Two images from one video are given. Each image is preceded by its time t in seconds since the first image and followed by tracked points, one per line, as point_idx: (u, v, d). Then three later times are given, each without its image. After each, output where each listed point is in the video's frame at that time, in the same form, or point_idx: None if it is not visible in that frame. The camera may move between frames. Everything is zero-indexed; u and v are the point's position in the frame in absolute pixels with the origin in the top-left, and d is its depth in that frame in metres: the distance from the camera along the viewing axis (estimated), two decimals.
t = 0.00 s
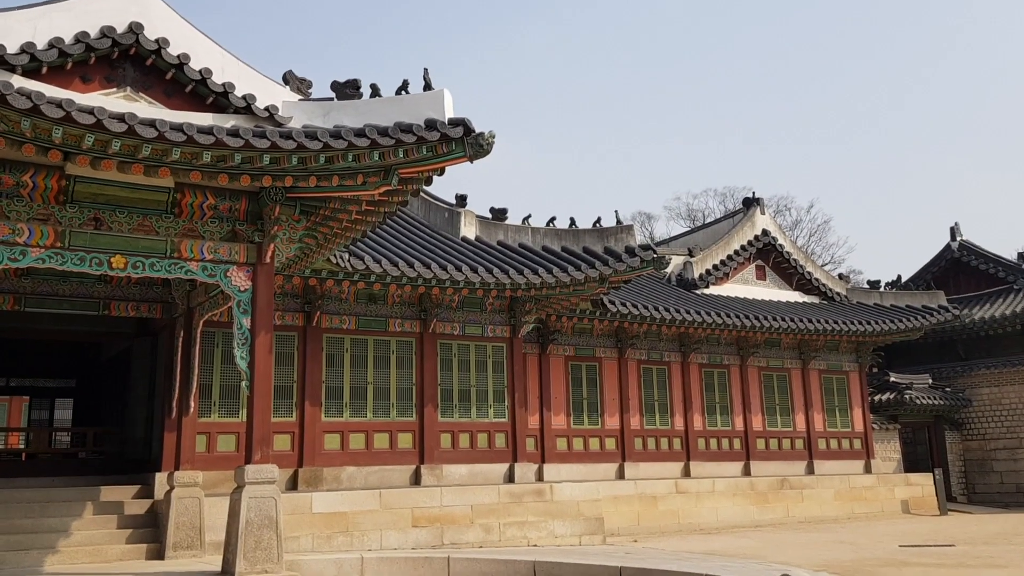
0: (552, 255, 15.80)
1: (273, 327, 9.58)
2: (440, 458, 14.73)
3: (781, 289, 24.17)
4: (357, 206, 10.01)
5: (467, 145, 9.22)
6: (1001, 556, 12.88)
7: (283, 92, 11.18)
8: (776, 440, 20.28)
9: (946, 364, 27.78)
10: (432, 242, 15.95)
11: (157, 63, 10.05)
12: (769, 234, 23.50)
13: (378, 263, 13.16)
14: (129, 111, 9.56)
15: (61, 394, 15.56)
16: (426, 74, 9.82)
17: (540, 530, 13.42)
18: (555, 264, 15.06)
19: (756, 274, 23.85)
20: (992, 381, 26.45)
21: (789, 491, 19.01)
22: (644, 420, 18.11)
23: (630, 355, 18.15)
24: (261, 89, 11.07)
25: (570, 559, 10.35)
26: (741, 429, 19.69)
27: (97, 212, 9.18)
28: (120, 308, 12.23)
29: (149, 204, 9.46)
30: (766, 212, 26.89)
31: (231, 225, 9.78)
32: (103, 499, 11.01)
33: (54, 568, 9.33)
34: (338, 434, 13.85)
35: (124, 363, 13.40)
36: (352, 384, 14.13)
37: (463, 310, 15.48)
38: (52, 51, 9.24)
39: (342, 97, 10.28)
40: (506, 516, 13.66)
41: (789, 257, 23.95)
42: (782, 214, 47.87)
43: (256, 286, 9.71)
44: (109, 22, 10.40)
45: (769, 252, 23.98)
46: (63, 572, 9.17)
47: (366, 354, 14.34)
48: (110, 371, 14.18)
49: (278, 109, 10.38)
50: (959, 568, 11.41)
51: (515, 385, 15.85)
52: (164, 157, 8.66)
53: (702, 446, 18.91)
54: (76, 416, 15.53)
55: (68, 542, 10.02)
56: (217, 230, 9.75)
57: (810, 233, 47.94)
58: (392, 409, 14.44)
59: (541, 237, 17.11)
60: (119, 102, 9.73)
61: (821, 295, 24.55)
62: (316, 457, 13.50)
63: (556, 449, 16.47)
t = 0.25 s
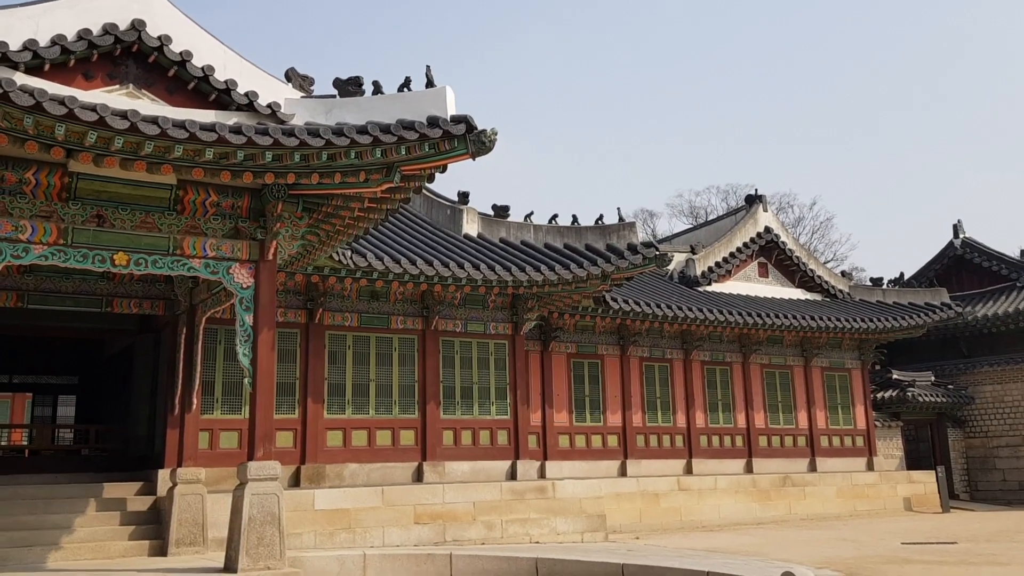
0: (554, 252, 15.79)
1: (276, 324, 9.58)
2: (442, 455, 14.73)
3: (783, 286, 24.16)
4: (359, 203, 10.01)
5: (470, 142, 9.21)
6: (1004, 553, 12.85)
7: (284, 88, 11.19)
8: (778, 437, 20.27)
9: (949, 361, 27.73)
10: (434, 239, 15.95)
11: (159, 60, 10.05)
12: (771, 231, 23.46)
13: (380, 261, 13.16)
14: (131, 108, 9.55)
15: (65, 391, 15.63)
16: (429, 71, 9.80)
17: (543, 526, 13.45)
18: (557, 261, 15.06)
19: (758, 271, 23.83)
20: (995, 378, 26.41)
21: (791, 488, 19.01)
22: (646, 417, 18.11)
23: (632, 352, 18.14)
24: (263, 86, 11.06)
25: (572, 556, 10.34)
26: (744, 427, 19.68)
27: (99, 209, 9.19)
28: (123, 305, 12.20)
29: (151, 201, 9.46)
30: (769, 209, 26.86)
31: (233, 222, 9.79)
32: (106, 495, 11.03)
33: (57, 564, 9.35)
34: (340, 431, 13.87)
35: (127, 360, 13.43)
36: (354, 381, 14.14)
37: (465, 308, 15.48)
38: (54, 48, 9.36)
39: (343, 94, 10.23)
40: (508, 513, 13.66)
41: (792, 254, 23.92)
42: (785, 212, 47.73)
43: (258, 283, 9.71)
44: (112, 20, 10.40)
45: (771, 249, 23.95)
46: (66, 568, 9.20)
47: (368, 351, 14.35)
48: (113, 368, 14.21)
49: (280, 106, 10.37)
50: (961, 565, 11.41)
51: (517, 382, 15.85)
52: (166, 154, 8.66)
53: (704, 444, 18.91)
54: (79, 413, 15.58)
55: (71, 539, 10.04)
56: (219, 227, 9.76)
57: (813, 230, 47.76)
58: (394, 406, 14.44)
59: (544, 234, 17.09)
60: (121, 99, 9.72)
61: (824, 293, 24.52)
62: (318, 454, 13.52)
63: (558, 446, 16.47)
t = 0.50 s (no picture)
0: (557, 251, 15.78)
1: (279, 322, 9.59)
2: (445, 454, 14.74)
3: (787, 284, 24.13)
4: (362, 201, 10.01)
5: (473, 141, 9.21)
6: (1007, 552, 12.83)
7: (289, 88, 11.10)
8: (781, 436, 20.25)
9: (953, 360, 27.68)
10: (437, 238, 15.95)
11: (163, 58, 10.06)
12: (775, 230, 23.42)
13: (383, 259, 13.17)
14: (135, 106, 9.56)
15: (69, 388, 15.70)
16: (432, 70, 9.80)
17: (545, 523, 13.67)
18: (560, 260, 15.06)
19: (761, 270, 23.80)
20: (998, 377, 26.37)
21: (794, 487, 19.01)
22: (650, 416, 18.10)
23: (635, 351, 18.14)
24: (267, 84, 11.04)
25: (575, 555, 10.34)
26: (747, 426, 19.66)
27: (103, 207, 9.20)
28: (127, 303, 12.23)
29: (155, 199, 9.47)
30: (772, 207, 26.83)
31: (237, 220, 9.79)
32: (110, 493, 11.06)
33: (60, 562, 9.37)
34: (343, 430, 13.88)
35: (131, 358, 13.45)
36: (358, 379, 14.15)
37: (468, 306, 15.48)
38: (57, 47, 9.40)
39: (347, 93, 10.19)
40: (511, 512, 13.66)
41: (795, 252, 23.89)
42: (789, 211, 47.65)
43: (262, 282, 9.73)
44: (115, 18, 10.39)
45: (774, 248, 23.92)
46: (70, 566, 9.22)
47: (371, 349, 14.37)
48: (117, 366, 14.25)
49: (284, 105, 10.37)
50: (965, 565, 11.39)
51: (520, 381, 15.86)
52: (170, 153, 8.67)
53: (707, 442, 18.89)
54: (83, 410, 15.65)
55: (74, 536, 10.06)
56: (223, 226, 9.76)
57: (816, 229, 47.69)
58: (398, 404, 14.46)
59: (547, 233, 17.09)
60: (125, 97, 9.73)
61: (827, 291, 24.48)
62: (321, 452, 13.54)
63: (561, 445, 16.47)
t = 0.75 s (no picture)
0: (559, 250, 15.77)
1: (281, 321, 9.59)
2: (447, 453, 14.74)
3: (788, 284, 24.11)
4: (364, 200, 10.00)
5: (475, 140, 9.20)
6: (1010, 552, 12.81)
7: (290, 87, 11.10)
8: (783, 435, 20.24)
9: (955, 360, 27.66)
10: (440, 237, 15.96)
11: (165, 57, 10.06)
12: (777, 229, 23.40)
13: (385, 258, 13.17)
14: (138, 105, 9.56)
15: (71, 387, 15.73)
16: (433, 69, 9.80)
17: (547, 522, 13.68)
18: (562, 259, 15.04)
19: (763, 269, 23.77)
20: (1000, 377, 26.34)
21: (796, 486, 18.99)
22: (651, 415, 18.09)
23: (637, 350, 18.13)
24: (268, 83, 11.05)
25: (577, 554, 10.33)
26: (749, 425, 19.65)
27: (105, 206, 9.20)
28: (129, 302, 12.25)
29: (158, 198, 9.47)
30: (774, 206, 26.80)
31: (239, 219, 9.79)
32: (111, 492, 11.07)
33: (62, 561, 9.38)
34: (345, 429, 13.88)
35: (133, 357, 13.46)
36: (360, 378, 14.15)
37: (470, 305, 15.48)
38: (60, 45, 9.39)
39: (349, 91, 10.22)
40: (513, 511, 13.67)
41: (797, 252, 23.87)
42: (791, 210, 47.68)
43: (264, 280, 9.73)
44: (116, 17, 10.39)
45: (776, 247, 23.90)
46: (72, 564, 9.23)
47: (373, 348, 14.37)
48: (119, 365, 14.26)
49: (285, 104, 10.36)
50: (967, 564, 11.37)
51: (522, 380, 15.85)
52: (172, 152, 8.67)
53: (709, 442, 18.88)
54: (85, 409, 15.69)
55: (76, 535, 10.08)
56: (225, 224, 9.76)
57: (818, 228, 47.67)
58: (399, 403, 14.46)
59: (548, 232, 17.07)
60: (127, 96, 9.73)
61: (829, 291, 24.45)
62: (323, 451, 13.54)
63: (563, 444, 16.47)
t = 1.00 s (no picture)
0: (561, 248, 15.75)
1: (283, 319, 9.59)
2: (449, 451, 14.74)
3: (791, 283, 24.09)
4: (366, 199, 10.00)
5: (476, 138, 9.19)
6: (1012, 552, 12.80)
7: (292, 85, 11.10)
8: (785, 434, 20.23)
9: (957, 359, 27.64)
10: (442, 235, 15.96)
11: (167, 55, 10.05)
12: (779, 228, 23.38)
13: (387, 257, 13.18)
14: (140, 103, 9.57)
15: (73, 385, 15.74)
16: (436, 67, 9.79)
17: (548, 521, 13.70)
18: (564, 258, 15.03)
19: (765, 268, 23.75)
20: (1002, 376, 26.32)
21: (798, 485, 18.98)
22: (653, 414, 18.09)
23: (639, 349, 18.13)
24: (270, 81, 11.05)
25: (579, 552, 10.34)
26: (750, 424, 19.64)
27: (107, 204, 9.21)
28: (131, 300, 12.27)
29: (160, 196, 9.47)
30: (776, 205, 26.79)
31: (241, 218, 9.79)
32: (113, 489, 11.08)
33: (64, 558, 9.39)
34: (347, 427, 13.89)
35: (135, 355, 13.47)
36: (361, 377, 14.16)
37: (472, 304, 15.47)
38: (62, 43, 9.37)
39: (351, 90, 10.21)
40: (514, 510, 13.69)
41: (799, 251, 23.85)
42: (793, 209, 47.64)
43: (266, 278, 9.73)
44: (119, 15, 10.39)
45: (778, 246, 23.88)
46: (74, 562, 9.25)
47: (374, 347, 14.37)
48: (121, 363, 14.27)
49: (287, 102, 10.36)
50: (969, 564, 11.36)
51: (524, 378, 15.85)
52: (175, 150, 8.67)
53: (711, 440, 18.88)
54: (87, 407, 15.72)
55: (78, 533, 10.09)
56: (227, 223, 9.76)
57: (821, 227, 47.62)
58: (401, 401, 14.46)
59: (550, 231, 17.06)
60: (129, 94, 9.73)
61: (832, 290, 24.43)
62: (325, 449, 13.55)
63: (564, 443, 16.48)
